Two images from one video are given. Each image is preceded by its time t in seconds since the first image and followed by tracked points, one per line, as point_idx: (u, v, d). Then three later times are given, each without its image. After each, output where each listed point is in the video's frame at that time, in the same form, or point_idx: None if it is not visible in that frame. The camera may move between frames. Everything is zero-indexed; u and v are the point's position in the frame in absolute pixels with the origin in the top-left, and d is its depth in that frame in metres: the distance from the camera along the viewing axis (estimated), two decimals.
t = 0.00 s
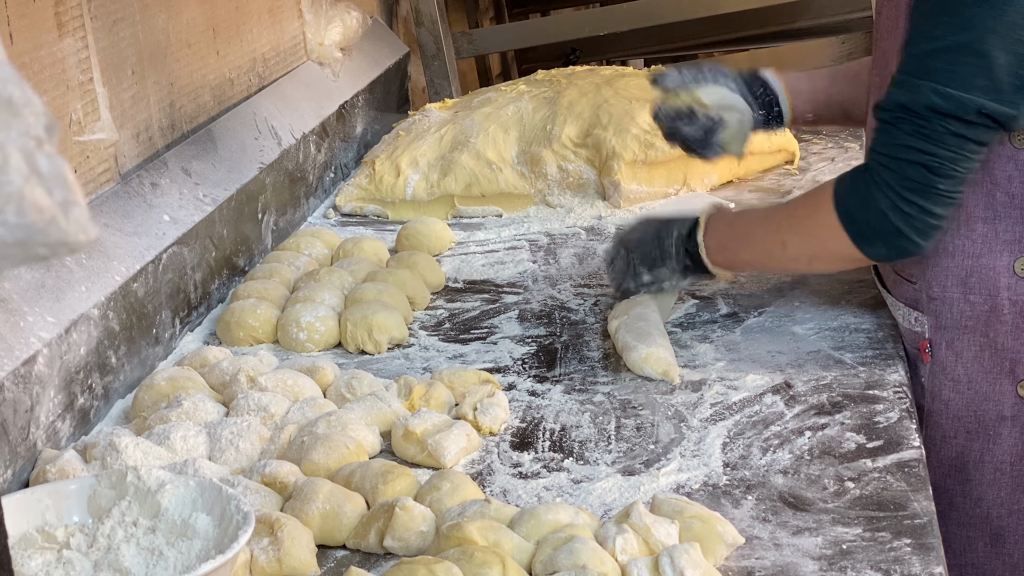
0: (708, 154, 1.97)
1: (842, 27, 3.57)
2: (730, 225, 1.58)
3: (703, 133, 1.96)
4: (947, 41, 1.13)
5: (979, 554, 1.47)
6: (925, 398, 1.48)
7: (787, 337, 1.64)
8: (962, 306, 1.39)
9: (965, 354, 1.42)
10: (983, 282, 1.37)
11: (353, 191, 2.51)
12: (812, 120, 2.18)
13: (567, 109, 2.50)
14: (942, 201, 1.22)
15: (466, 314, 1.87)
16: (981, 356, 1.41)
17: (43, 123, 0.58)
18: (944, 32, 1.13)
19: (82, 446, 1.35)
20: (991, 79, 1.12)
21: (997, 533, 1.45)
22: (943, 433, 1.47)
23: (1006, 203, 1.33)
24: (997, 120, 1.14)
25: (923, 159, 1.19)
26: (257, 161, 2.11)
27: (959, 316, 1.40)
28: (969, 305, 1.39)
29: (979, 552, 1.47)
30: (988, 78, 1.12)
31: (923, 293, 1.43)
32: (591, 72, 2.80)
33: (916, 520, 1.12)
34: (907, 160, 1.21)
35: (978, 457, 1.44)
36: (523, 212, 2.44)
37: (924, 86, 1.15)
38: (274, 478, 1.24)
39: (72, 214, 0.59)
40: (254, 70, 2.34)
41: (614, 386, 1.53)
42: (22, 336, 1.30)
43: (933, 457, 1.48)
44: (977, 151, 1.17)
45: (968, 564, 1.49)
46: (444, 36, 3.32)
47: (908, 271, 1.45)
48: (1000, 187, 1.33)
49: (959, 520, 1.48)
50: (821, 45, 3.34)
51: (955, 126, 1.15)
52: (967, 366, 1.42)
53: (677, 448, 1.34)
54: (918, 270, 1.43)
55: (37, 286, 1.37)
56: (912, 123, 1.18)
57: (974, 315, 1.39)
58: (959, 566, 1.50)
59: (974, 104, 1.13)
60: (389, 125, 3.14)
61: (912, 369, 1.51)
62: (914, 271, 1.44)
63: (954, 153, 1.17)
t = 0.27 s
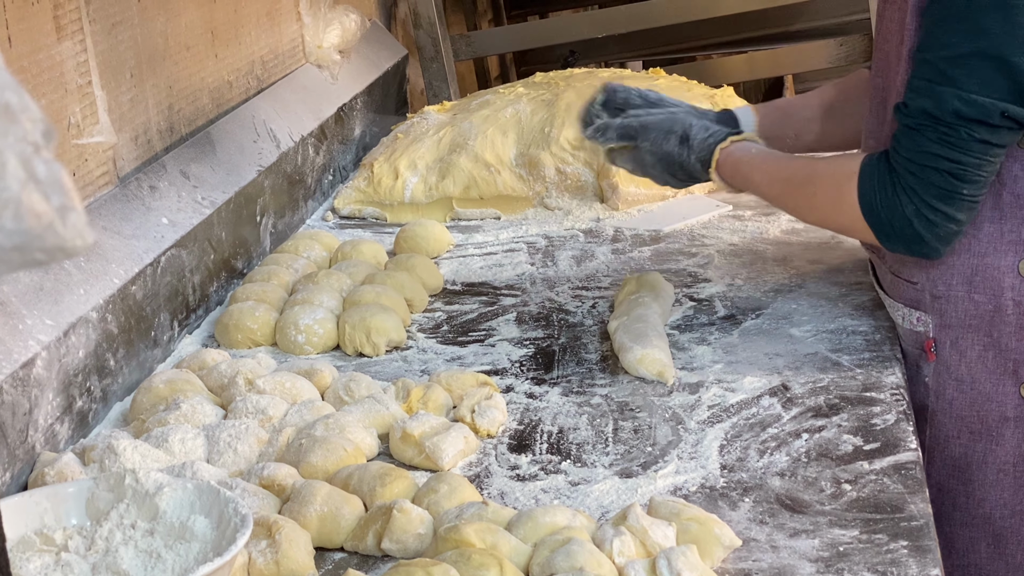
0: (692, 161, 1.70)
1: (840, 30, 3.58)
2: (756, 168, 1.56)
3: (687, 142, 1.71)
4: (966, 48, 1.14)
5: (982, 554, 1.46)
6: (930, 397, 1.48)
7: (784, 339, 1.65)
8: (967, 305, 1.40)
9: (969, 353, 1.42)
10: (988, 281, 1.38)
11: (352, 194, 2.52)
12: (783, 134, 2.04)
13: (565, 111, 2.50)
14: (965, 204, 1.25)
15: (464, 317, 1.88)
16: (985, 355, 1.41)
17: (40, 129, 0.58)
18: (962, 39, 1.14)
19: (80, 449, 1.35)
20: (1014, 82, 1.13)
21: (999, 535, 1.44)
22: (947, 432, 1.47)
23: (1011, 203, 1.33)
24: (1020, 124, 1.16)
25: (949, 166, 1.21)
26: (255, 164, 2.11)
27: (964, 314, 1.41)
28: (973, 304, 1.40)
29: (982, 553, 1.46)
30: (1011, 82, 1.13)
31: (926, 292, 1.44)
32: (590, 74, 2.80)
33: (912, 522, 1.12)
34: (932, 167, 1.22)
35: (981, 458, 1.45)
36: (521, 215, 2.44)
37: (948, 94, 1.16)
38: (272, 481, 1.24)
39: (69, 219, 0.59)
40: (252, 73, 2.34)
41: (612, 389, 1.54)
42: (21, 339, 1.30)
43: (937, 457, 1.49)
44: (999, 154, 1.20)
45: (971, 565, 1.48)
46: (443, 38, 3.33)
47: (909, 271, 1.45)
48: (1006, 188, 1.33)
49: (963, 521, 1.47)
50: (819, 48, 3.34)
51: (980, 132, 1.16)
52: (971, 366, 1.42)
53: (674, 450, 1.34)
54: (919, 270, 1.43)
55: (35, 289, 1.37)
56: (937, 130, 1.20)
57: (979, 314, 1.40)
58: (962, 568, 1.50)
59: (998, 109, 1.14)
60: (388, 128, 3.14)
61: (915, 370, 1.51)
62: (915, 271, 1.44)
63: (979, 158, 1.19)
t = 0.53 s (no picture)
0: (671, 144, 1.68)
1: (839, 31, 3.58)
2: (734, 161, 1.52)
3: (669, 127, 1.69)
4: (945, 52, 1.13)
5: (973, 555, 1.47)
6: (917, 400, 1.48)
7: (783, 341, 1.65)
8: (954, 307, 1.40)
9: (957, 355, 1.43)
10: (974, 282, 1.38)
11: (351, 195, 2.52)
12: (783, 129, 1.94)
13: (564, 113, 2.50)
14: (943, 206, 1.26)
15: (461, 318, 1.88)
16: (973, 357, 1.41)
17: (38, 131, 0.58)
18: (941, 42, 1.14)
19: (79, 450, 1.35)
20: (991, 86, 1.13)
21: (990, 535, 1.45)
22: (935, 435, 1.47)
23: (996, 207, 1.34)
24: (996, 127, 1.17)
25: (928, 168, 1.21)
26: (254, 166, 2.11)
27: (951, 316, 1.41)
28: (960, 306, 1.40)
29: (972, 554, 1.47)
30: (989, 86, 1.14)
31: (913, 294, 1.44)
32: (588, 75, 2.80)
33: (911, 523, 1.12)
34: (912, 169, 1.22)
35: (970, 460, 1.44)
36: (520, 217, 2.44)
37: (926, 97, 1.16)
38: (271, 482, 1.24)
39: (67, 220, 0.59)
40: (251, 75, 2.34)
41: (611, 390, 1.54)
42: (20, 341, 1.30)
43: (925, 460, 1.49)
44: (976, 158, 1.21)
45: (961, 566, 1.49)
46: (442, 39, 3.33)
47: (896, 274, 1.46)
48: (989, 191, 1.33)
49: (952, 522, 1.48)
50: (818, 49, 3.34)
51: (958, 135, 1.17)
52: (959, 368, 1.43)
53: (673, 451, 1.34)
54: (905, 272, 1.44)
55: (34, 291, 1.37)
56: (916, 133, 1.20)
57: (966, 315, 1.40)
58: (952, 569, 1.50)
59: (976, 113, 1.15)
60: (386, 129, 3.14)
61: (904, 372, 1.51)
62: (902, 274, 1.45)
63: (957, 161, 1.20)
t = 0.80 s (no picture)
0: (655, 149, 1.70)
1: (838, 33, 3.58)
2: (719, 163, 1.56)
3: (654, 129, 1.70)
4: (919, 58, 1.15)
5: (968, 557, 1.48)
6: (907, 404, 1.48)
7: (781, 343, 1.65)
8: (941, 310, 1.40)
9: (946, 358, 1.43)
10: (960, 285, 1.38)
11: (349, 197, 2.52)
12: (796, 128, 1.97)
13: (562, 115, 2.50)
14: (925, 211, 1.27)
15: (459, 320, 1.88)
16: (962, 360, 1.41)
17: (35, 136, 0.59)
18: (916, 48, 1.16)
19: (78, 453, 1.35)
20: (968, 91, 1.15)
21: (984, 537, 1.45)
22: (926, 438, 1.47)
23: (980, 208, 1.34)
24: (976, 132, 1.18)
25: (909, 174, 1.23)
26: (252, 168, 2.12)
27: (939, 320, 1.41)
28: (948, 309, 1.40)
29: (967, 556, 1.48)
30: (965, 91, 1.15)
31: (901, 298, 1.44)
32: (586, 78, 2.80)
33: (908, 526, 1.12)
34: (893, 175, 1.24)
35: (962, 462, 1.44)
36: (519, 219, 2.45)
37: (904, 103, 1.18)
38: (269, 484, 1.24)
39: (64, 225, 0.60)
40: (250, 77, 2.34)
41: (609, 392, 1.54)
42: (18, 343, 1.30)
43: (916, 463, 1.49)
44: (957, 162, 1.22)
45: (957, 568, 1.49)
46: (441, 42, 3.33)
47: (886, 279, 1.46)
48: (974, 194, 1.34)
49: (946, 525, 1.48)
50: (817, 51, 3.34)
51: (937, 141, 1.19)
52: (947, 371, 1.43)
53: (671, 453, 1.34)
54: (893, 276, 1.44)
55: (33, 293, 1.38)
56: (896, 139, 1.22)
57: (954, 318, 1.40)
58: (948, 571, 1.51)
59: (954, 118, 1.16)
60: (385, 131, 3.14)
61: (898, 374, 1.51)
62: (890, 278, 1.45)
63: (937, 166, 1.22)
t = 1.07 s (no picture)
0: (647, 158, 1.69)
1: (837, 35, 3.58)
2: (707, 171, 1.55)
3: (644, 138, 1.69)
4: (900, 61, 1.16)
5: (968, 557, 1.48)
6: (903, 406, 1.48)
7: (781, 344, 1.65)
8: (934, 311, 1.40)
9: (940, 359, 1.43)
10: (952, 286, 1.38)
11: (348, 198, 2.52)
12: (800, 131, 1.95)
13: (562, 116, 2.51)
14: (913, 213, 1.27)
15: (459, 321, 1.88)
16: (956, 361, 1.41)
17: (34, 137, 0.59)
18: (897, 52, 1.16)
19: (77, 454, 1.35)
20: (948, 93, 1.15)
21: (984, 537, 1.45)
22: (923, 440, 1.47)
23: (969, 207, 1.35)
24: (960, 133, 1.18)
25: (895, 177, 1.23)
26: (252, 169, 2.12)
27: (932, 321, 1.41)
28: (940, 310, 1.40)
29: (968, 556, 1.48)
30: (946, 93, 1.15)
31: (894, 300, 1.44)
32: (586, 79, 2.81)
33: (908, 526, 1.12)
34: (879, 178, 1.24)
35: (959, 463, 1.44)
36: (518, 220, 2.45)
37: (887, 107, 1.18)
38: (268, 485, 1.24)
39: (63, 226, 0.60)
40: (249, 78, 2.34)
41: (608, 393, 1.54)
42: (18, 344, 1.30)
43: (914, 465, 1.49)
44: (943, 164, 1.22)
45: (958, 569, 1.49)
46: (440, 43, 3.33)
47: (880, 281, 1.47)
48: (963, 193, 1.34)
49: (946, 526, 1.48)
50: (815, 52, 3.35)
51: (921, 143, 1.19)
52: (942, 372, 1.43)
53: (670, 454, 1.34)
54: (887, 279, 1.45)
55: (32, 294, 1.38)
56: (880, 143, 1.22)
57: (947, 319, 1.40)
58: (949, 572, 1.51)
59: (936, 121, 1.16)
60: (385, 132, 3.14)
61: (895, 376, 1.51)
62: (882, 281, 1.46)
63: (923, 168, 1.22)
